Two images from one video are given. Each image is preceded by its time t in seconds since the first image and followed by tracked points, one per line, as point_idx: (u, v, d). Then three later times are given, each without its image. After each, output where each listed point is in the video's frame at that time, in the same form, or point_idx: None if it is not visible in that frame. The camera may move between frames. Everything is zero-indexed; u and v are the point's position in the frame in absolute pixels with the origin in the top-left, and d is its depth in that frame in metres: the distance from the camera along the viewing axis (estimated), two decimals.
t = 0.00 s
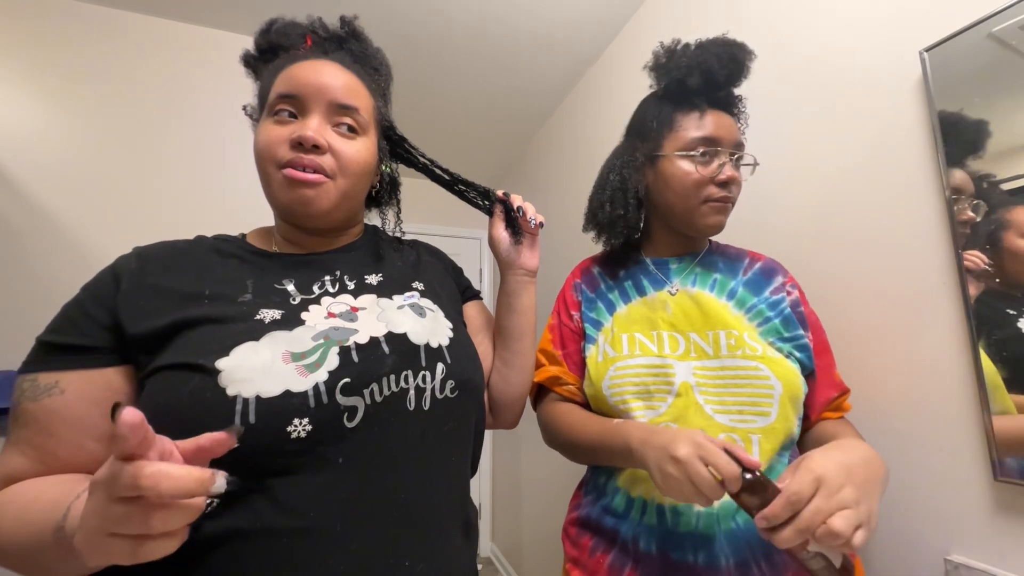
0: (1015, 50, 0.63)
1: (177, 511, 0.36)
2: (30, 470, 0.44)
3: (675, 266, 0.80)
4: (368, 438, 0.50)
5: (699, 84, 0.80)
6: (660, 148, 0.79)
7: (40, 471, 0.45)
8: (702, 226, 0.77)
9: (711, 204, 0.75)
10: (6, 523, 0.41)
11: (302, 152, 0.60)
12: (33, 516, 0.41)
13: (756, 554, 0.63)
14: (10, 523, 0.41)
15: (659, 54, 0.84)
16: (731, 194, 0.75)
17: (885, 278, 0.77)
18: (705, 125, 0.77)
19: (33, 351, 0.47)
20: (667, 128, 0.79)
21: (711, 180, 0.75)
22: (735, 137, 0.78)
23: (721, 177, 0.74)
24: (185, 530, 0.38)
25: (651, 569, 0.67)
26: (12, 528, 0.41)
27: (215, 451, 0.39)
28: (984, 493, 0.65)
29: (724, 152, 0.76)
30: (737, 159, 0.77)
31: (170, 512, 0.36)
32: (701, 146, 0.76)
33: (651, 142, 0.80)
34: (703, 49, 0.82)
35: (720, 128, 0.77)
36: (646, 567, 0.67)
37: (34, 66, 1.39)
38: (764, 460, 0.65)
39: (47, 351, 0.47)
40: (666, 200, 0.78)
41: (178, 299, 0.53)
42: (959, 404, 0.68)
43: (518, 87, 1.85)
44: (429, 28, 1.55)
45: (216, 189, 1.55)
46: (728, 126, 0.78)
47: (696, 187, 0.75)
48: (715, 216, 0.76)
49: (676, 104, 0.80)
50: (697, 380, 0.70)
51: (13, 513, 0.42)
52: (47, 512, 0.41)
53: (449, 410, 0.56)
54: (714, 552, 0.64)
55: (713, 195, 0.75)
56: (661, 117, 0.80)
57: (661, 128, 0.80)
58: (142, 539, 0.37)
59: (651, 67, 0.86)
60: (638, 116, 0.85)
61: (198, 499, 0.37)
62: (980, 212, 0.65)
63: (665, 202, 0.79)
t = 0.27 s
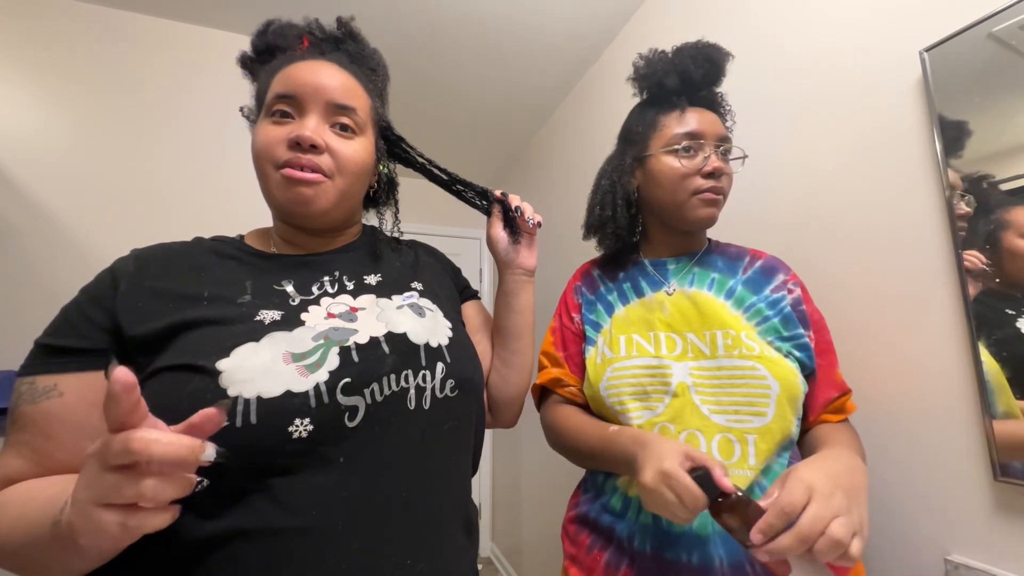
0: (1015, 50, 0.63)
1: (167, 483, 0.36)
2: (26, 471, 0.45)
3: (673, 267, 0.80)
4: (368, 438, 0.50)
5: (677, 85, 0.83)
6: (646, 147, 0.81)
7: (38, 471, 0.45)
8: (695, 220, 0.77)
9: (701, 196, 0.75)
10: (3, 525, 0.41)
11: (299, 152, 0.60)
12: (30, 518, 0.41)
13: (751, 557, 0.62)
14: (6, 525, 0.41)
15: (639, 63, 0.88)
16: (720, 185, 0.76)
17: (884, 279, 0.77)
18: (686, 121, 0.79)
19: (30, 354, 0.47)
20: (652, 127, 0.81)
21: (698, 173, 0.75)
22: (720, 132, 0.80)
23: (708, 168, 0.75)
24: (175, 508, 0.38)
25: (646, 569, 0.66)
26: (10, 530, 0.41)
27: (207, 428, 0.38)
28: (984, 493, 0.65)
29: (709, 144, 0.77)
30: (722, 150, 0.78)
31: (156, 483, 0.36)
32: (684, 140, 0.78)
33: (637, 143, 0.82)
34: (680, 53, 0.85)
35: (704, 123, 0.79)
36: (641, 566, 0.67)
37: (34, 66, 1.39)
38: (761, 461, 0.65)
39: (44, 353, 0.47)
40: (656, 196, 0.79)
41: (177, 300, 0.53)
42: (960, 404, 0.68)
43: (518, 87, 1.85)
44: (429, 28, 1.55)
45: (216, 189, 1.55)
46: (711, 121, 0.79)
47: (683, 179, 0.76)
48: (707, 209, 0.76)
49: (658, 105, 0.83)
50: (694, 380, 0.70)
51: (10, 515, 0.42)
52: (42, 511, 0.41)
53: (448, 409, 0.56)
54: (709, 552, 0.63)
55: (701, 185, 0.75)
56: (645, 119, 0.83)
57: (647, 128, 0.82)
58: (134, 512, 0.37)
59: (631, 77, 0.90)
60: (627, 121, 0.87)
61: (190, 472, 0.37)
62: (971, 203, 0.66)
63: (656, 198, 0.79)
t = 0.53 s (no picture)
0: (1015, 50, 0.63)
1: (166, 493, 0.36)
2: (25, 473, 0.44)
3: (672, 267, 0.80)
4: (369, 437, 0.50)
5: (681, 85, 0.84)
6: (649, 147, 0.81)
7: (37, 473, 0.45)
8: (696, 221, 0.77)
9: (702, 198, 0.75)
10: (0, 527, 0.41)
11: (299, 151, 0.60)
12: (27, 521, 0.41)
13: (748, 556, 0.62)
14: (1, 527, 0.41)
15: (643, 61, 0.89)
16: (721, 186, 0.76)
17: (884, 279, 0.77)
18: (690, 121, 0.79)
19: (29, 355, 0.47)
20: (655, 128, 0.81)
21: (700, 174, 0.75)
22: (722, 133, 0.79)
23: (709, 170, 0.75)
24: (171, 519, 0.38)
25: (643, 568, 0.66)
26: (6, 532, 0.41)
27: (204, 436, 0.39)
28: (985, 493, 0.65)
29: (711, 145, 0.77)
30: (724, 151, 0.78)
31: (162, 492, 0.36)
32: (686, 141, 0.78)
33: (639, 143, 0.83)
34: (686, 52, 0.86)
35: (705, 123, 0.79)
36: (639, 565, 0.67)
37: (34, 66, 1.39)
38: (759, 460, 0.65)
39: (42, 355, 0.47)
40: (659, 197, 0.79)
41: (176, 300, 0.53)
42: (960, 404, 0.68)
43: (518, 87, 1.85)
44: (430, 27, 1.55)
45: (216, 189, 1.55)
46: (713, 122, 0.79)
47: (685, 181, 0.76)
48: (707, 211, 0.76)
49: (660, 105, 0.83)
50: (691, 380, 0.70)
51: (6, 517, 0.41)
52: (42, 513, 0.41)
53: (449, 408, 0.56)
54: (706, 551, 0.63)
55: (703, 187, 0.75)
56: (648, 119, 0.83)
57: (649, 129, 0.82)
58: (128, 520, 0.37)
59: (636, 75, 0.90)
60: (630, 121, 0.87)
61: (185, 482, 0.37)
62: (972, 204, 0.66)
63: (659, 199, 0.79)
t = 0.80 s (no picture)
0: (1015, 50, 0.63)
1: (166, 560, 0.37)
2: (24, 479, 0.45)
3: (669, 268, 0.79)
4: (369, 435, 0.50)
5: (719, 90, 0.79)
6: (671, 152, 0.77)
7: (37, 475, 0.45)
8: (705, 236, 0.77)
9: (717, 215, 0.75)
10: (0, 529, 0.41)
11: (297, 155, 0.60)
12: (26, 522, 0.41)
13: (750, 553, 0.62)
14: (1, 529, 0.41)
15: (679, 49, 0.82)
16: (734, 205, 0.76)
17: (884, 279, 0.77)
18: (718, 132, 0.76)
19: (28, 357, 0.48)
20: (679, 131, 0.77)
21: (721, 191, 0.74)
22: (741, 149, 0.79)
23: (730, 188, 0.75)
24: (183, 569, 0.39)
25: (646, 568, 0.66)
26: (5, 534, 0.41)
27: (202, 487, 0.39)
28: (985, 493, 0.65)
29: (734, 162, 0.76)
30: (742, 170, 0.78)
31: (157, 564, 0.36)
32: (714, 154, 0.75)
33: (661, 145, 0.79)
34: (726, 53, 0.81)
35: (731, 136, 0.77)
36: (640, 565, 0.67)
37: (34, 66, 1.39)
38: (760, 458, 0.66)
39: (42, 356, 0.47)
40: (674, 205, 0.77)
41: (175, 300, 0.53)
42: (960, 405, 0.68)
43: (518, 87, 1.85)
44: (429, 27, 1.55)
45: (215, 189, 1.55)
46: (737, 137, 0.78)
47: (707, 196, 0.75)
48: (718, 227, 0.76)
49: (691, 106, 0.79)
50: (689, 381, 0.70)
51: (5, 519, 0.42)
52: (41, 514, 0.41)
53: (449, 406, 0.56)
54: (708, 549, 0.63)
55: (720, 206, 0.75)
56: (675, 118, 0.79)
57: (673, 129, 0.78)
58: None
59: (669, 59, 0.84)
60: (648, 114, 0.82)
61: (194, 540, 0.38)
62: (980, 218, 0.65)
63: (672, 207, 0.78)
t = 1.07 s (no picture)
0: (1015, 50, 0.63)
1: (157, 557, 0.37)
2: (22, 478, 0.44)
3: (671, 268, 0.80)
4: (369, 434, 0.50)
5: (738, 92, 0.79)
6: (685, 151, 0.77)
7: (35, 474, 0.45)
8: (712, 239, 0.78)
9: (726, 219, 0.76)
10: None
11: (296, 155, 0.60)
12: (24, 523, 0.41)
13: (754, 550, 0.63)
14: None
15: (700, 44, 0.81)
16: (741, 211, 0.77)
17: (884, 279, 0.77)
18: (733, 136, 0.76)
19: (26, 357, 0.47)
20: (694, 131, 0.77)
21: (731, 195, 0.74)
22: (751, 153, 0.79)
23: (739, 193, 0.75)
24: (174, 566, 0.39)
25: (650, 568, 0.66)
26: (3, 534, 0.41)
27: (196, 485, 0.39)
28: (985, 494, 0.65)
29: (745, 167, 0.76)
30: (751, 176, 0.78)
31: (150, 560, 0.37)
32: (728, 158, 0.75)
33: (674, 144, 0.78)
34: (744, 54, 0.81)
35: (744, 141, 0.77)
36: (643, 566, 0.67)
37: (33, 66, 1.39)
38: (764, 459, 0.66)
39: (40, 356, 0.47)
40: (683, 206, 0.77)
41: (174, 300, 0.53)
42: (960, 405, 0.68)
43: (518, 87, 1.84)
44: (428, 27, 1.55)
45: (214, 189, 1.55)
46: (750, 142, 0.78)
47: (718, 200, 0.75)
48: (725, 232, 0.77)
49: (707, 106, 0.78)
50: (696, 382, 0.70)
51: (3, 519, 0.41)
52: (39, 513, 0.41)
53: (448, 405, 0.56)
54: (714, 548, 0.64)
55: (729, 211, 0.76)
56: (691, 117, 0.78)
57: (687, 129, 0.77)
58: None
59: (687, 54, 0.83)
60: (661, 110, 0.81)
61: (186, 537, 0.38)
62: (984, 222, 0.65)
63: (682, 208, 0.77)
